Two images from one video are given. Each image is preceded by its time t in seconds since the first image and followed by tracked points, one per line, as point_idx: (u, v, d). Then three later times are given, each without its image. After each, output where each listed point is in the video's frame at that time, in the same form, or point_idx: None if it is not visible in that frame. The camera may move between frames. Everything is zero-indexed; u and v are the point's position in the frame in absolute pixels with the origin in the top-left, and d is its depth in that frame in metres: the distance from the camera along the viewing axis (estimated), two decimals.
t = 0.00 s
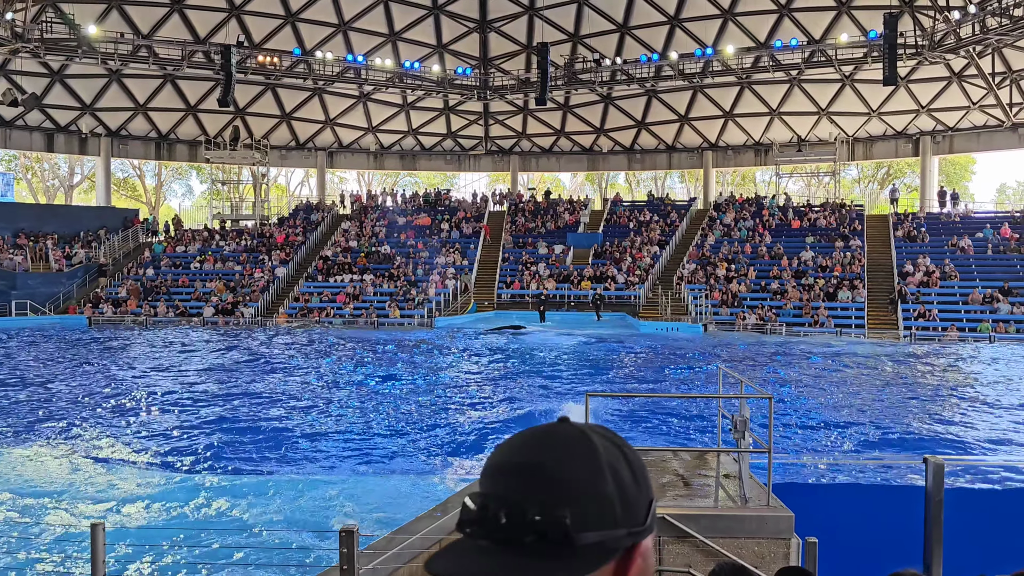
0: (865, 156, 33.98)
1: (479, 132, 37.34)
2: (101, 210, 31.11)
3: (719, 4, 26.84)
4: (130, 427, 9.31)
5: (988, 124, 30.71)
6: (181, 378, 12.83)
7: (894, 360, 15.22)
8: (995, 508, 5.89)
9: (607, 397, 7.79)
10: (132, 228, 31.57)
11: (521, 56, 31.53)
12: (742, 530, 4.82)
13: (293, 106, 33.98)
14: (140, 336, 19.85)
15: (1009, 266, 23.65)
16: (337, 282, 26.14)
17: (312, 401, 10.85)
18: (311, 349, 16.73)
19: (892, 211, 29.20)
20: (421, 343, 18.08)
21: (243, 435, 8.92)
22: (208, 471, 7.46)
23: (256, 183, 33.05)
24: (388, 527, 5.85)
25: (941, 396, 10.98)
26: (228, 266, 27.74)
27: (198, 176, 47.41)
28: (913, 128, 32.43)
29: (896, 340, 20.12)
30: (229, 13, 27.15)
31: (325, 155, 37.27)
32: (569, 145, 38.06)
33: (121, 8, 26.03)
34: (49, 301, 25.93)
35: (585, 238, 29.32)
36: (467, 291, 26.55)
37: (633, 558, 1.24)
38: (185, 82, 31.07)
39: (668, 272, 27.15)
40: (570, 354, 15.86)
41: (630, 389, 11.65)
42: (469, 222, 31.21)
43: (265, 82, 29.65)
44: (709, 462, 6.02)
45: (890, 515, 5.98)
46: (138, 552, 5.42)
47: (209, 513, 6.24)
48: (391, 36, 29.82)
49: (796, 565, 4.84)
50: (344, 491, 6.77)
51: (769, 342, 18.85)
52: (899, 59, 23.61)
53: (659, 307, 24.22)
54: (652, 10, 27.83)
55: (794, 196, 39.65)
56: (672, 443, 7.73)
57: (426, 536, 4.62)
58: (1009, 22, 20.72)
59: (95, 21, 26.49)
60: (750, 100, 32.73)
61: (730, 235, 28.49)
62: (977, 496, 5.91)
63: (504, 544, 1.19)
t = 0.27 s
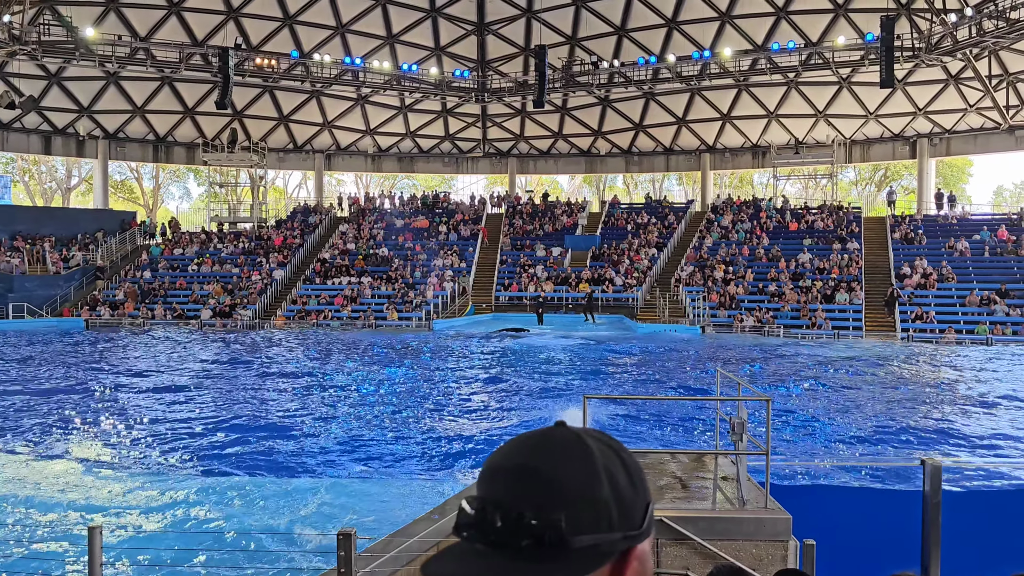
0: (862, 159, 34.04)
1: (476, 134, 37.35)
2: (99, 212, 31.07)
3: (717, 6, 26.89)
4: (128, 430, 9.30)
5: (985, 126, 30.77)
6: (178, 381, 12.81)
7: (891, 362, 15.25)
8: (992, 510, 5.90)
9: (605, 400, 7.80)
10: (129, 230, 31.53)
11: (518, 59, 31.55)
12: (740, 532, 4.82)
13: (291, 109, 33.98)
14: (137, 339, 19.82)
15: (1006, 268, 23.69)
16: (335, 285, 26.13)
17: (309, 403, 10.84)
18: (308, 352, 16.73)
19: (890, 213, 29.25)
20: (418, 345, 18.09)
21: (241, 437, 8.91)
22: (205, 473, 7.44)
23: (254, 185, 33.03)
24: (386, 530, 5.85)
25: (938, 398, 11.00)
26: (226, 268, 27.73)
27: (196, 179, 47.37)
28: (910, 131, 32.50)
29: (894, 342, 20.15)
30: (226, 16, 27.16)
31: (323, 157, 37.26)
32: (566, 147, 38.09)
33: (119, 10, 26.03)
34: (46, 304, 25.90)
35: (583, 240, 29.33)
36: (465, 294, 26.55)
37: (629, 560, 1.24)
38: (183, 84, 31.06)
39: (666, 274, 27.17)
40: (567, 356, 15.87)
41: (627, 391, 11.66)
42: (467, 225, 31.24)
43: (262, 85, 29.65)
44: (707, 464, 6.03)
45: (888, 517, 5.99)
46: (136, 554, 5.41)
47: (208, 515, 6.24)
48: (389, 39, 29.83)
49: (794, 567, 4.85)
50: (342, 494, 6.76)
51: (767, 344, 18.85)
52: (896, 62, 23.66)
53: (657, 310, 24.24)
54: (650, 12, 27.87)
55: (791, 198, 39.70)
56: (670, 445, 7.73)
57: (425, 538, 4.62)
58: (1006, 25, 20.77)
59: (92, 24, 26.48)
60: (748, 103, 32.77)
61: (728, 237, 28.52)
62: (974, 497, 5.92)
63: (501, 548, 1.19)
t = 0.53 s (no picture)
0: (859, 161, 34.13)
1: (474, 137, 37.36)
2: (96, 215, 31.04)
3: (714, 9, 26.93)
4: (124, 432, 9.28)
5: (981, 129, 30.83)
6: (174, 383, 12.78)
7: (888, 364, 15.26)
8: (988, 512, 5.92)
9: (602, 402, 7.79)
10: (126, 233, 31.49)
11: (516, 61, 31.58)
12: (738, 535, 4.82)
13: (288, 111, 33.98)
14: (134, 341, 19.78)
15: (1003, 270, 23.72)
16: (333, 287, 26.13)
17: (307, 406, 10.82)
18: (305, 355, 16.70)
19: (887, 215, 29.29)
20: (416, 348, 18.06)
21: (238, 440, 8.91)
22: (202, 476, 7.42)
23: (251, 187, 33.01)
24: (383, 533, 5.84)
25: (936, 400, 11.00)
26: (223, 271, 27.72)
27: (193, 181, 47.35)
28: (907, 133, 32.55)
29: (891, 344, 20.19)
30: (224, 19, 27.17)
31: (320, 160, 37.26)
32: (564, 150, 38.10)
33: (116, 13, 26.03)
34: (43, 307, 25.85)
35: (581, 243, 29.34)
36: (463, 296, 26.54)
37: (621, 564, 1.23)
38: (180, 87, 31.06)
39: (663, 277, 27.19)
40: (564, 358, 15.86)
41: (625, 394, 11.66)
42: (465, 227, 31.24)
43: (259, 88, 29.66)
44: (705, 466, 6.02)
45: (885, 519, 5.99)
46: (132, 557, 5.39)
47: (204, 518, 6.22)
48: (387, 42, 29.84)
49: (792, 570, 4.84)
50: (338, 497, 6.74)
51: (764, 347, 18.86)
52: (892, 65, 23.71)
53: (655, 312, 24.24)
54: (647, 15, 27.91)
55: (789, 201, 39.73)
56: (668, 448, 7.73)
57: (422, 541, 4.60)
58: (1002, 28, 20.82)
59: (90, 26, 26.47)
60: (745, 105, 32.82)
61: (725, 240, 28.55)
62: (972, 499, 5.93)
63: (497, 549, 1.18)
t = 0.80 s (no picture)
0: (856, 164, 34.17)
1: (472, 140, 37.37)
2: (94, 218, 31.00)
3: (711, 13, 26.98)
4: (121, 436, 9.26)
5: (978, 132, 30.89)
6: (171, 387, 12.75)
7: (885, 367, 15.27)
8: (986, 514, 5.92)
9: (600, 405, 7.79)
10: (124, 236, 31.45)
11: (513, 65, 31.60)
12: (735, 538, 4.81)
13: (286, 115, 33.99)
14: (131, 345, 19.75)
15: (1000, 273, 23.75)
16: (330, 290, 26.11)
17: (305, 409, 10.80)
18: (303, 358, 16.67)
19: (884, 218, 29.34)
20: (413, 351, 18.05)
21: (236, 443, 8.89)
22: (198, 480, 7.40)
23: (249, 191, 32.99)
24: (381, 537, 5.83)
25: (933, 402, 11.00)
26: (221, 274, 27.70)
27: (191, 184, 47.32)
28: (904, 136, 32.61)
29: (889, 347, 20.21)
30: (222, 22, 27.19)
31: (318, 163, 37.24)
32: (562, 153, 38.12)
33: (114, 16, 26.02)
34: (40, 310, 25.80)
35: (578, 246, 29.34)
36: (460, 299, 26.55)
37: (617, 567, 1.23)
38: (178, 90, 31.05)
39: (661, 280, 27.20)
40: (562, 361, 15.85)
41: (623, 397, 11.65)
42: (462, 230, 31.22)
43: (257, 91, 29.65)
44: (703, 469, 6.01)
45: (882, 522, 5.99)
46: (128, 560, 5.37)
47: (201, 521, 6.20)
48: (384, 45, 29.86)
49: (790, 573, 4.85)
50: (336, 500, 6.73)
51: (761, 350, 18.88)
52: (889, 68, 23.75)
53: (653, 315, 24.25)
54: (645, 19, 27.95)
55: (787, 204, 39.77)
56: (666, 451, 7.72)
57: (420, 545, 4.59)
58: (998, 31, 20.85)
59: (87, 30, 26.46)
60: (742, 109, 32.86)
61: (723, 243, 28.55)
62: (968, 501, 5.94)
63: (494, 555, 1.17)
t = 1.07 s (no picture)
0: (854, 166, 34.22)
1: (470, 142, 37.38)
2: (91, 220, 30.95)
3: (709, 15, 27.05)
4: (119, 438, 9.25)
5: (975, 135, 30.95)
6: (169, 389, 12.73)
7: (883, 369, 15.28)
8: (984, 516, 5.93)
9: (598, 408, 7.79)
10: (121, 238, 31.43)
11: (511, 67, 31.64)
12: (734, 540, 4.82)
13: (284, 117, 34.00)
14: (128, 347, 19.73)
15: (997, 275, 23.79)
16: (328, 292, 26.10)
17: (302, 412, 10.79)
18: (300, 360, 16.66)
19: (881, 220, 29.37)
20: (411, 354, 18.04)
21: (233, 445, 8.88)
22: (196, 482, 7.39)
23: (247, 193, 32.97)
24: (379, 540, 5.82)
25: (931, 404, 11.00)
26: (219, 276, 27.69)
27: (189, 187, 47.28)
28: (901, 139, 32.67)
29: (886, 349, 20.23)
30: (220, 24, 27.20)
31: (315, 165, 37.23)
32: (559, 155, 38.13)
33: (112, 18, 26.00)
34: (37, 313, 25.76)
35: (576, 248, 29.35)
36: (458, 301, 26.54)
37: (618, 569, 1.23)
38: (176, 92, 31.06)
39: (659, 282, 27.22)
40: (560, 364, 15.85)
41: (620, 399, 11.65)
42: (460, 232, 31.23)
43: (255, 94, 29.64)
44: (701, 472, 6.01)
45: (881, 524, 5.99)
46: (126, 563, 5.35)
47: (198, 524, 6.19)
48: (383, 47, 29.89)
49: None
50: (333, 503, 6.71)
51: (759, 352, 18.88)
52: (887, 71, 23.82)
53: (651, 317, 24.27)
54: (643, 21, 28.01)
55: (785, 206, 39.81)
56: (663, 453, 7.73)
57: (418, 548, 4.58)
58: (995, 34, 20.91)
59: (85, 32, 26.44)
60: (740, 111, 32.92)
61: (721, 245, 28.57)
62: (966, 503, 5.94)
63: (492, 558, 1.17)
